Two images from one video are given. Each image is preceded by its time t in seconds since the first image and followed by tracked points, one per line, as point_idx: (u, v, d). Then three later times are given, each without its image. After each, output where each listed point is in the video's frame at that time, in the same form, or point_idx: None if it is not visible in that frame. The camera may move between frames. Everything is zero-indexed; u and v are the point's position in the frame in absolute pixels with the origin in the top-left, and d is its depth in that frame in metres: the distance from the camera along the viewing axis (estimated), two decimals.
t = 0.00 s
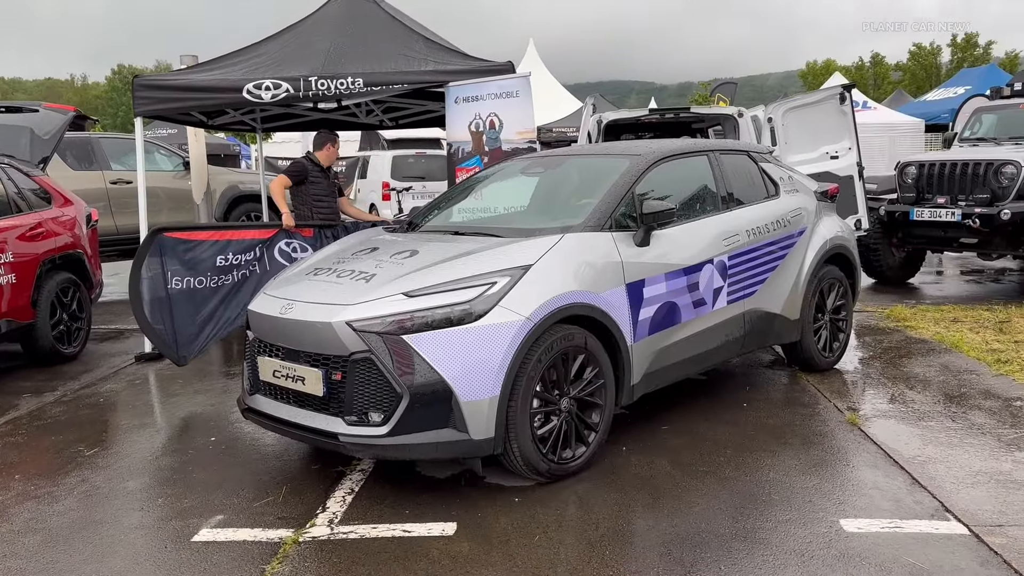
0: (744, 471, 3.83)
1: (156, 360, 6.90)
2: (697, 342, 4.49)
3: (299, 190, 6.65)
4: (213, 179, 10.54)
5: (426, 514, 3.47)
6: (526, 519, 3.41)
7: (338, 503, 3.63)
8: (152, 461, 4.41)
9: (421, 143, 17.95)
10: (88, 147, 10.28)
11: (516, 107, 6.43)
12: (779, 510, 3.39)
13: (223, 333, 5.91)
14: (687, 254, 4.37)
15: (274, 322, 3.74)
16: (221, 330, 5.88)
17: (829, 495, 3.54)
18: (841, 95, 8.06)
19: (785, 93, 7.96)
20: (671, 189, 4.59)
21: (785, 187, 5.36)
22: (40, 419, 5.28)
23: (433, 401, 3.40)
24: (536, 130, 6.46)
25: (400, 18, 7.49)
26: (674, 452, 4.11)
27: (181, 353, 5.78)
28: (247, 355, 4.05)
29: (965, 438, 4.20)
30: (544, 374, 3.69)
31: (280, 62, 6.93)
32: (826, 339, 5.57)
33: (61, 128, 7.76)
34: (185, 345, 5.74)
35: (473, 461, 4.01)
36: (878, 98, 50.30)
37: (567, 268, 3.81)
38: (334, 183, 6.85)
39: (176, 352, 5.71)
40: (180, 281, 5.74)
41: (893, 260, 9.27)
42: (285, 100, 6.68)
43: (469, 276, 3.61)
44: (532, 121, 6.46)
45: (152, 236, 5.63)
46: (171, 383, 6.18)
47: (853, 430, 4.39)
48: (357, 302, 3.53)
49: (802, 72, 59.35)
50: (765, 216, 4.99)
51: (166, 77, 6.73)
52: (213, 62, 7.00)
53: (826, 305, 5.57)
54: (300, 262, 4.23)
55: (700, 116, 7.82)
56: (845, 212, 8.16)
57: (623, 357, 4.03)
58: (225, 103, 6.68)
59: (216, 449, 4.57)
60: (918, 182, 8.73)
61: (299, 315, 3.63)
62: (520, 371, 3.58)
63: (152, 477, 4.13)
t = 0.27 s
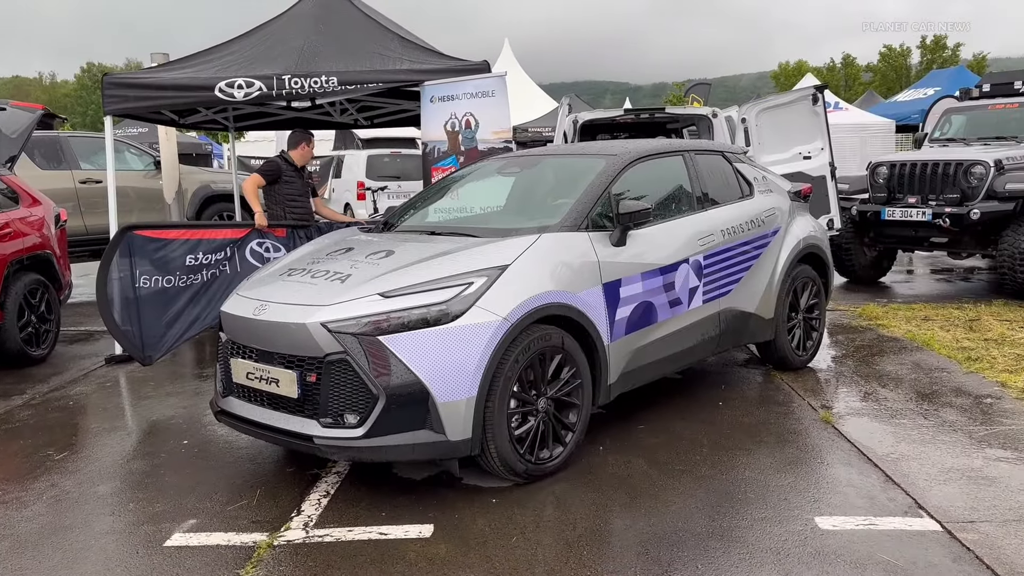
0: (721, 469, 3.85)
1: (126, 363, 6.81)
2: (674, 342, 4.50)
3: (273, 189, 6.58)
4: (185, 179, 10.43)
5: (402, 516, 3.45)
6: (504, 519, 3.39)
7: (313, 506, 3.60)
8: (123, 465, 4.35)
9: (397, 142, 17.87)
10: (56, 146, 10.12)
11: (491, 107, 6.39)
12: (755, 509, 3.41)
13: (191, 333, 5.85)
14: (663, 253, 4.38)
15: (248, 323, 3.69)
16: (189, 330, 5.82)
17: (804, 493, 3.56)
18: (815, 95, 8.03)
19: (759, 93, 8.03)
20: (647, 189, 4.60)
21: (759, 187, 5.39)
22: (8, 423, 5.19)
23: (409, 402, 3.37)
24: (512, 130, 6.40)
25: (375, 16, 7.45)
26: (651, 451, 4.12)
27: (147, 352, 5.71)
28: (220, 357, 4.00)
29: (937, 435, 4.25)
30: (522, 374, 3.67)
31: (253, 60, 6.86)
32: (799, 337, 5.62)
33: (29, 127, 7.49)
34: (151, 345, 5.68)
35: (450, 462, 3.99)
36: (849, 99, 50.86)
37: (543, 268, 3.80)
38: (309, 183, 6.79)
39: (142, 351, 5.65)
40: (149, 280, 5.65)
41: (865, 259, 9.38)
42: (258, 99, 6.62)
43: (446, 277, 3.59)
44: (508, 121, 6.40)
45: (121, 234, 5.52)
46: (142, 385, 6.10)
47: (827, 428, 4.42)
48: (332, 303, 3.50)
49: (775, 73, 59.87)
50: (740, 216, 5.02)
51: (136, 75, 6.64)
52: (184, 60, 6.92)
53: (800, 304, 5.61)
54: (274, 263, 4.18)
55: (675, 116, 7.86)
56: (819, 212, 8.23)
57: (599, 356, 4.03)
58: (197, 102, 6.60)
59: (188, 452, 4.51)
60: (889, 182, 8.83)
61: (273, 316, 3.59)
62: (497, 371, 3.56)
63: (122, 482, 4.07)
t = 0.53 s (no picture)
0: (705, 468, 3.85)
1: (107, 362, 6.74)
2: (659, 341, 4.50)
3: (256, 187, 6.52)
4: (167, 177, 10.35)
5: (386, 516, 3.43)
6: (489, 519, 3.38)
7: (296, 507, 3.57)
8: (103, 466, 4.31)
9: (381, 140, 17.80)
10: (36, 144, 9.97)
11: (475, 104, 6.39)
12: (740, 507, 3.42)
13: (172, 334, 5.79)
14: (648, 252, 4.37)
15: (230, 323, 3.66)
16: (170, 330, 5.77)
17: (788, 491, 3.57)
18: (797, 95, 8.19)
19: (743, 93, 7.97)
20: (631, 188, 4.60)
21: (743, 186, 5.40)
22: None
23: (393, 403, 3.35)
24: (496, 129, 6.41)
25: (359, 14, 7.41)
26: (635, 449, 4.12)
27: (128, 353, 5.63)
28: (202, 357, 3.96)
29: (919, 433, 4.28)
30: (507, 373, 3.66)
31: (235, 57, 6.81)
32: (783, 336, 5.64)
33: (8, 124, 7.31)
34: (132, 346, 5.61)
35: (434, 462, 3.97)
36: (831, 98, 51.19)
37: (527, 267, 3.79)
38: (292, 181, 6.75)
39: (122, 352, 5.58)
40: (129, 280, 5.59)
41: (847, 257, 9.44)
42: (240, 96, 6.57)
43: (430, 276, 3.57)
44: (492, 119, 6.42)
45: (101, 233, 5.46)
46: (123, 386, 6.04)
47: (811, 426, 4.44)
48: (315, 303, 3.47)
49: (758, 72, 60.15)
50: (724, 215, 5.03)
51: (116, 72, 6.57)
52: (165, 57, 6.85)
53: (784, 303, 5.63)
54: (256, 262, 4.15)
55: (659, 115, 7.87)
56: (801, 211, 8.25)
57: (584, 355, 4.02)
58: (177, 99, 6.54)
59: (169, 453, 4.47)
60: (871, 181, 8.89)
61: (256, 316, 3.56)
62: (482, 371, 3.54)
63: (102, 483, 4.02)
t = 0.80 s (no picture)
0: (699, 467, 3.83)
1: (98, 361, 6.70)
2: (652, 339, 4.49)
3: (247, 184, 6.48)
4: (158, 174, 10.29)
5: (378, 516, 3.40)
6: (481, 519, 3.36)
7: (287, 508, 3.54)
8: (93, 465, 4.27)
9: (374, 137, 17.76)
10: (25, 141, 9.97)
11: (469, 102, 6.31)
12: (734, 506, 3.40)
13: (166, 332, 5.75)
14: (642, 250, 4.35)
15: (220, 322, 3.63)
16: (164, 328, 5.73)
17: (781, 491, 3.56)
18: (792, 92, 8.16)
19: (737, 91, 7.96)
20: (625, 185, 4.58)
21: (737, 184, 5.39)
22: None
23: (385, 402, 3.32)
24: (490, 126, 6.37)
25: (351, 10, 7.38)
26: (629, 448, 4.10)
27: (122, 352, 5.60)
28: (192, 356, 3.93)
29: (913, 431, 4.27)
30: (500, 372, 3.63)
31: (226, 54, 6.77)
32: (777, 334, 5.63)
33: None
34: (126, 345, 5.57)
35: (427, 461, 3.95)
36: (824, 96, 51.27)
37: (521, 265, 3.77)
38: (284, 179, 6.71)
39: (116, 351, 5.54)
40: (121, 278, 5.55)
41: (841, 254, 9.43)
42: (232, 93, 6.55)
43: (423, 274, 3.54)
44: (485, 116, 6.37)
45: (92, 231, 5.40)
46: (114, 384, 6.00)
47: (805, 425, 4.43)
48: (307, 301, 3.44)
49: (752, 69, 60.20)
50: (718, 212, 5.02)
51: (107, 68, 6.52)
52: (156, 53, 6.81)
53: (778, 301, 5.62)
54: (247, 260, 4.12)
55: (653, 112, 7.85)
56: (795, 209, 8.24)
57: (578, 353, 4.00)
58: (169, 96, 6.50)
59: (160, 452, 4.44)
60: (865, 179, 8.89)
61: (246, 314, 3.52)
62: (475, 370, 3.52)
63: (92, 483, 3.99)
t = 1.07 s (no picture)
0: (697, 466, 3.79)
1: (95, 357, 6.67)
2: (650, 336, 4.45)
3: (245, 180, 6.45)
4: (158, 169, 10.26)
5: (372, 516, 3.37)
6: (476, 519, 3.32)
7: (281, 507, 3.51)
8: (87, 463, 4.24)
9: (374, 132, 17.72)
10: (25, 135, 9.89)
11: (468, 97, 6.26)
12: (731, 506, 3.37)
13: (166, 329, 5.71)
14: (640, 247, 4.31)
15: (213, 319, 3.59)
16: (164, 326, 5.68)
17: (780, 491, 3.52)
18: (794, 87, 8.09)
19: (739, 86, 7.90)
20: (623, 182, 4.54)
21: (738, 180, 5.34)
22: None
23: (379, 401, 3.29)
24: (489, 122, 6.32)
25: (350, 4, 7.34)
26: (627, 447, 4.06)
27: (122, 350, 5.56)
28: (186, 354, 3.90)
29: (913, 430, 4.23)
30: (495, 371, 3.59)
31: (225, 48, 6.74)
32: (777, 331, 5.59)
33: None
34: (125, 343, 5.54)
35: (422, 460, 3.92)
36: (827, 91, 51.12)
37: (517, 262, 3.73)
38: (282, 175, 6.67)
39: (116, 349, 5.51)
40: (120, 276, 5.51)
41: (844, 251, 9.34)
42: (229, 88, 6.52)
43: (418, 271, 3.50)
44: (484, 111, 6.31)
45: (89, 229, 5.35)
46: (110, 381, 5.97)
47: (804, 423, 4.40)
48: (300, 299, 3.41)
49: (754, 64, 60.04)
50: (717, 209, 4.97)
51: (105, 62, 6.49)
52: (154, 48, 6.78)
53: (778, 298, 5.58)
54: (242, 257, 4.09)
55: (653, 107, 7.81)
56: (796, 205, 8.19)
57: (576, 352, 3.97)
58: (166, 91, 6.47)
59: (155, 450, 4.41)
60: (868, 174, 8.84)
61: (239, 312, 3.49)
62: (471, 368, 3.48)
63: (85, 481, 3.96)
